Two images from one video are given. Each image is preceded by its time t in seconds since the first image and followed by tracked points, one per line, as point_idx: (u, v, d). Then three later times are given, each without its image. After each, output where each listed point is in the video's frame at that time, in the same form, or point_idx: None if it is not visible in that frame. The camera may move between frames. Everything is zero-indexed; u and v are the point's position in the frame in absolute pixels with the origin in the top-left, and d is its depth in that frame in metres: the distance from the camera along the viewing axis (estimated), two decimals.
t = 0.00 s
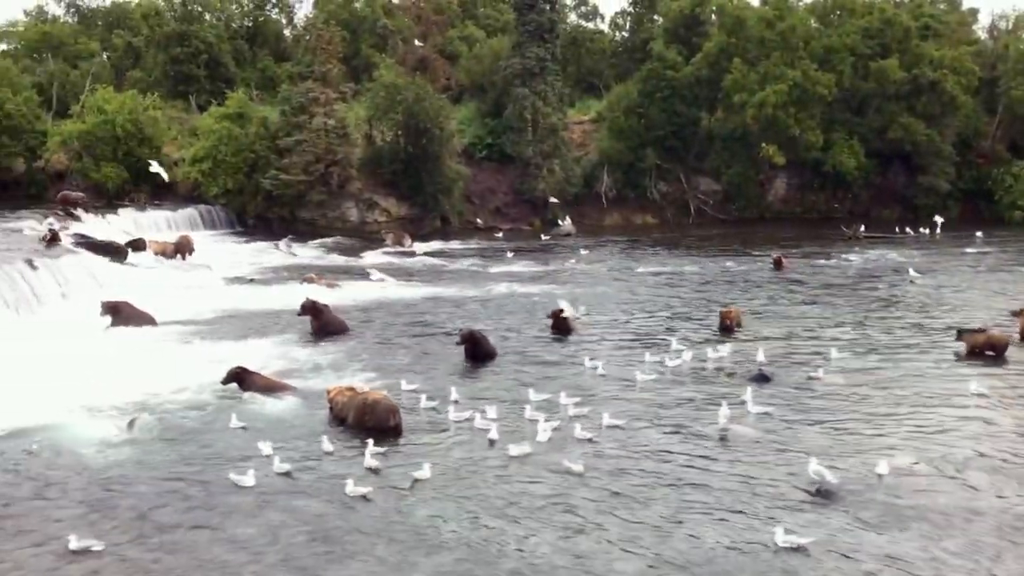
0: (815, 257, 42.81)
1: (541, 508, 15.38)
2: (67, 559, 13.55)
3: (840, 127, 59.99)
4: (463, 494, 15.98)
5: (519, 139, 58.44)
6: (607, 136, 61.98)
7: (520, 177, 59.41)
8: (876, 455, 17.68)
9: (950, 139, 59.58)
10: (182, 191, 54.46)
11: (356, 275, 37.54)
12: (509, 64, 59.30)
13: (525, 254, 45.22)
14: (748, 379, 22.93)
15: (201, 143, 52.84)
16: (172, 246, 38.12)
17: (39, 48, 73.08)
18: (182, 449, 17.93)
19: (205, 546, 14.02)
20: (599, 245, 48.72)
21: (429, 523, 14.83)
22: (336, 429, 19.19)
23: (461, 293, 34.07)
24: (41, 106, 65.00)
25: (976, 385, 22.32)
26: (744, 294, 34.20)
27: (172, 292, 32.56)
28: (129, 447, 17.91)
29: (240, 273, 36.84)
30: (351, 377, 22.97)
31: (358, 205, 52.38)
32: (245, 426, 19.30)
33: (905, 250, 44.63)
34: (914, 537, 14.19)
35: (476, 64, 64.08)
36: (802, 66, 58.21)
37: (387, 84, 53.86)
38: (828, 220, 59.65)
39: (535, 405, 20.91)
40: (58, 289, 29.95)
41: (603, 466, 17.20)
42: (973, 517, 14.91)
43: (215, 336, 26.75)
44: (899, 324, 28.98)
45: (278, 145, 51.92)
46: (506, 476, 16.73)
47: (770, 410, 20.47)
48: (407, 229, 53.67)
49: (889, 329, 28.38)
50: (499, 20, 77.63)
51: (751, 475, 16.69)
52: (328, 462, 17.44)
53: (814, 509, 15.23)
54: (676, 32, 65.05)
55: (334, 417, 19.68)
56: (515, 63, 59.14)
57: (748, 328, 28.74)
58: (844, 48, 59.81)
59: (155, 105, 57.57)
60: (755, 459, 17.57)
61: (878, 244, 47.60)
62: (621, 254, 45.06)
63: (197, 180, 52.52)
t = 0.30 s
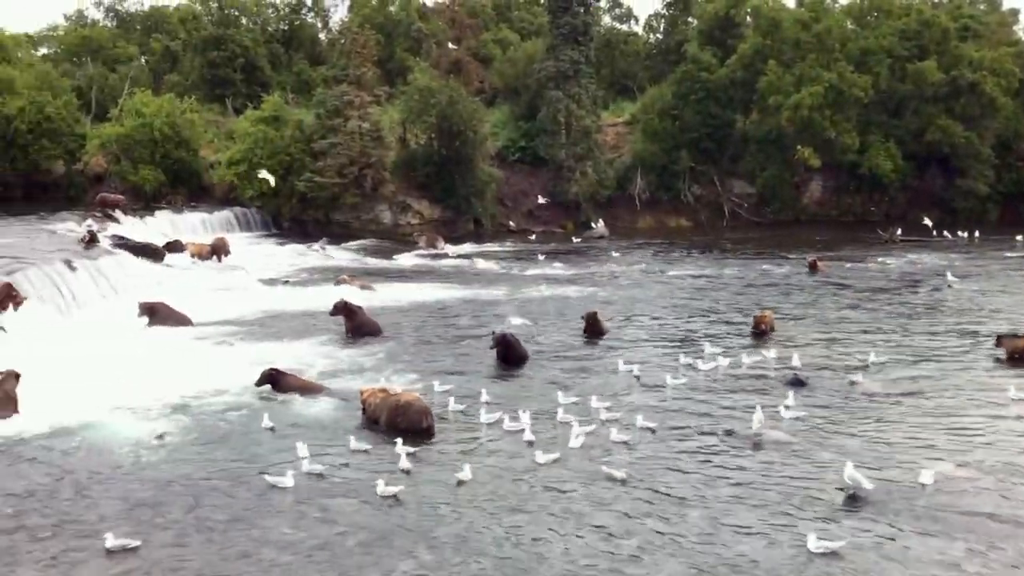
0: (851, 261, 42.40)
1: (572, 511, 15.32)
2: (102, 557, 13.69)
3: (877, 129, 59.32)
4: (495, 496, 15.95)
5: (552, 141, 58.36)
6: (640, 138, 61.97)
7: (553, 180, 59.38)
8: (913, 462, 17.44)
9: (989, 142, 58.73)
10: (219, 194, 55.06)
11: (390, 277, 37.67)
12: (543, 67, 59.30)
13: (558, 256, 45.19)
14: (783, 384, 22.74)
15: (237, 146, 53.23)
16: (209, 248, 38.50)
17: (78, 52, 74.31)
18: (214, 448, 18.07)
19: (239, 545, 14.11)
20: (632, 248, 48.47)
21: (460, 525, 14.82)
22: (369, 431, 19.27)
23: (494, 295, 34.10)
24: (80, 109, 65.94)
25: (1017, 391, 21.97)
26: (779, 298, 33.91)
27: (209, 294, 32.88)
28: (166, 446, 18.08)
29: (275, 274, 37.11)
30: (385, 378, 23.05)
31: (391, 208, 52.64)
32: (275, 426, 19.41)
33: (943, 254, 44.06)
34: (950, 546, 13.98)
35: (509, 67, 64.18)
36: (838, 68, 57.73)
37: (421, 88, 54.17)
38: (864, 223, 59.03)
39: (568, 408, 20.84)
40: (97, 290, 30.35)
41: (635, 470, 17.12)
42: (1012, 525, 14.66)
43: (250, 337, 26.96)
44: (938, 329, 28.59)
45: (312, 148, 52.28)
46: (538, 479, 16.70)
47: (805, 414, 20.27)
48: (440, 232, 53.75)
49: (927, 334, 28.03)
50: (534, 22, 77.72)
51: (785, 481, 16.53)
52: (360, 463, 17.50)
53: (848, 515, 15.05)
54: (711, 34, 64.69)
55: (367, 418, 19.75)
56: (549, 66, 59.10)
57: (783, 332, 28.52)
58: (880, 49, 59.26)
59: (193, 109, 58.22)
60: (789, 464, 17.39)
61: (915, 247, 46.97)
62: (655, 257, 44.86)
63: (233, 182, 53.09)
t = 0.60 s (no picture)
0: (887, 265, 41.94)
1: (605, 514, 15.26)
2: (139, 554, 13.80)
3: (914, 131, 58.65)
4: (528, 498, 15.93)
5: (585, 143, 58.25)
6: (673, 140, 61.71)
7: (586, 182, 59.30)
8: (950, 468, 17.20)
9: None
10: (254, 196, 55.48)
11: (423, 278, 37.78)
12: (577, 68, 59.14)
13: (590, 259, 45.08)
14: (818, 388, 22.51)
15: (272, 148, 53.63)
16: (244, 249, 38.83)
17: (116, 54, 75.14)
18: (248, 447, 18.17)
19: (274, 544, 14.17)
20: (664, 251, 48.25)
21: (493, 527, 14.81)
22: (401, 431, 19.30)
23: (526, 297, 34.08)
24: (118, 111, 66.70)
25: None
26: (812, 302, 33.62)
27: (244, 294, 33.12)
28: (201, 444, 18.21)
29: (308, 276, 37.34)
30: (416, 379, 23.09)
31: (424, 210, 52.73)
32: (308, 426, 19.50)
33: (981, 258, 43.46)
34: (990, 555, 13.77)
35: (542, 69, 64.16)
36: (875, 70, 57.14)
37: (454, 90, 54.32)
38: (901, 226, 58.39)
39: (600, 410, 20.80)
40: (134, 290, 30.66)
41: (668, 473, 17.01)
42: None
43: (284, 337, 27.12)
44: (975, 334, 28.20)
45: (346, 150, 52.58)
46: (570, 482, 16.63)
47: (840, 419, 20.04)
48: (471, 233, 53.80)
49: (964, 339, 27.65)
50: (567, 24, 77.66)
51: (820, 486, 16.35)
52: (392, 463, 17.52)
53: (885, 522, 14.87)
54: (746, 35, 64.20)
55: (399, 419, 19.80)
56: (582, 68, 58.92)
57: (817, 336, 28.25)
58: (918, 50, 58.57)
59: (229, 111, 58.71)
60: (825, 469, 17.20)
61: (953, 251, 46.30)
62: (687, 260, 44.65)
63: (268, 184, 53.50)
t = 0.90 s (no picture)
0: (923, 266, 41.38)
1: (633, 516, 15.17)
2: (171, 550, 13.93)
3: (952, 131, 57.83)
4: (558, 499, 15.87)
5: (617, 144, 58.14)
6: (707, 141, 61.03)
7: (618, 182, 59.21)
8: (988, 474, 16.89)
9: None
10: (288, 196, 55.82)
11: (456, 278, 37.84)
12: (610, 68, 58.85)
13: (622, 260, 44.87)
14: (851, 391, 22.25)
15: (306, 149, 54.01)
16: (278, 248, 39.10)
17: (152, 55, 75.91)
18: (280, 446, 18.26)
19: (303, 543, 14.22)
20: (696, 252, 47.97)
21: (523, 527, 14.77)
22: (431, 432, 19.28)
23: (557, 298, 34.00)
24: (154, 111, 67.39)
25: None
26: (847, 304, 33.28)
27: (276, 294, 33.33)
28: (234, 443, 18.35)
29: (341, 275, 37.53)
30: (447, 379, 23.08)
31: (456, 210, 52.55)
32: (338, 425, 19.56)
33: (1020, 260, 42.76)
34: None
35: (575, 70, 64.27)
36: (912, 70, 56.29)
37: (486, 91, 54.63)
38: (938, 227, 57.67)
39: (631, 411, 20.71)
40: (170, 289, 30.97)
41: (698, 476, 16.90)
42: None
43: (316, 336, 27.27)
44: (1014, 338, 27.71)
45: (379, 150, 52.86)
46: (599, 484, 16.56)
47: (874, 423, 19.79)
48: (503, 234, 53.64)
49: (1003, 342, 27.19)
50: (601, 24, 77.50)
51: (854, 490, 16.16)
52: (422, 463, 17.52)
53: (920, 527, 14.63)
54: (781, 35, 63.77)
55: (431, 419, 19.79)
56: (615, 68, 58.58)
57: (852, 339, 27.93)
58: (957, 49, 57.65)
59: (263, 112, 59.14)
60: (858, 472, 17.01)
61: (991, 253, 45.53)
62: (721, 261, 44.37)
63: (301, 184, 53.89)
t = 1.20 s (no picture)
0: (959, 266, 40.83)
1: (664, 517, 15.07)
2: (204, 546, 14.03)
3: (989, 129, 57.66)
4: (591, 498, 15.82)
5: (648, 143, 57.89)
6: (740, 138, 60.20)
7: (649, 181, 58.88)
8: None
9: None
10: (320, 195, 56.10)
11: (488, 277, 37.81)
12: (642, 67, 58.59)
13: (653, 259, 44.65)
14: (886, 392, 22.00)
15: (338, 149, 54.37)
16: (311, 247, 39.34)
17: (187, 56, 76.71)
18: (311, 444, 18.36)
19: (334, 540, 14.27)
20: (728, 251, 47.62)
21: (555, 527, 14.72)
22: (462, 430, 19.28)
23: (588, 297, 33.92)
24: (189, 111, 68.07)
25: None
26: (882, 304, 32.91)
27: (309, 292, 33.52)
28: (267, 440, 18.48)
29: (372, 274, 37.69)
30: (477, 378, 23.08)
31: (487, 208, 52.52)
32: (369, 423, 19.66)
33: None
34: None
35: (607, 68, 63.97)
36: (949, 67, 55.43)
37: (518, 90, 54.43)
38: (974, 226, 57.24)
39: (664, 410, 20.60)
40: (203, 287, 31.22)
41: (729, 476, 16.77)
42: None
43: (347, 334, 27.40)
44: None
45: (410, 149, 52.54)
46: (630, 484, 16.48)
47: (908, 424, 19.56)
48: (533, 233, 53.81)
49: None
50: (632, 23, 77.26)
51: (888, 491, 15.97)
52: (452, 462, 17.53)
53: (956, 531, 14.42)
54: (815, 33, 63.24)
55: (462, 418, 19.81)
56: (647, 66, 58.30)
57: (886, 339, 27.61)
58: (996, 47, 57.36)
59: (296, 112, 59.52)
60: (892, 474, 16.80)
61: None
62: (754, 260, 44.06)
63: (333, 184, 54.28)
